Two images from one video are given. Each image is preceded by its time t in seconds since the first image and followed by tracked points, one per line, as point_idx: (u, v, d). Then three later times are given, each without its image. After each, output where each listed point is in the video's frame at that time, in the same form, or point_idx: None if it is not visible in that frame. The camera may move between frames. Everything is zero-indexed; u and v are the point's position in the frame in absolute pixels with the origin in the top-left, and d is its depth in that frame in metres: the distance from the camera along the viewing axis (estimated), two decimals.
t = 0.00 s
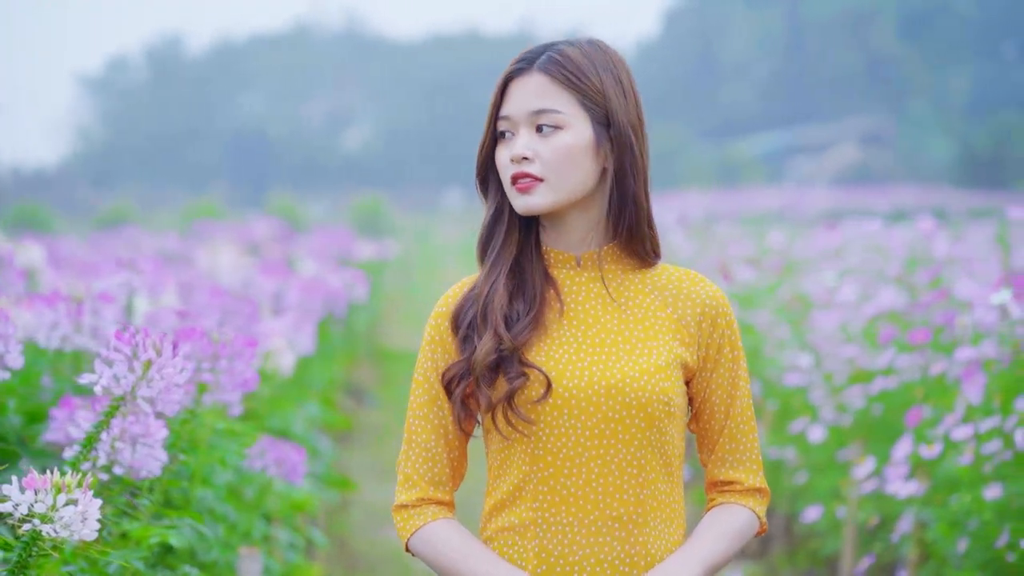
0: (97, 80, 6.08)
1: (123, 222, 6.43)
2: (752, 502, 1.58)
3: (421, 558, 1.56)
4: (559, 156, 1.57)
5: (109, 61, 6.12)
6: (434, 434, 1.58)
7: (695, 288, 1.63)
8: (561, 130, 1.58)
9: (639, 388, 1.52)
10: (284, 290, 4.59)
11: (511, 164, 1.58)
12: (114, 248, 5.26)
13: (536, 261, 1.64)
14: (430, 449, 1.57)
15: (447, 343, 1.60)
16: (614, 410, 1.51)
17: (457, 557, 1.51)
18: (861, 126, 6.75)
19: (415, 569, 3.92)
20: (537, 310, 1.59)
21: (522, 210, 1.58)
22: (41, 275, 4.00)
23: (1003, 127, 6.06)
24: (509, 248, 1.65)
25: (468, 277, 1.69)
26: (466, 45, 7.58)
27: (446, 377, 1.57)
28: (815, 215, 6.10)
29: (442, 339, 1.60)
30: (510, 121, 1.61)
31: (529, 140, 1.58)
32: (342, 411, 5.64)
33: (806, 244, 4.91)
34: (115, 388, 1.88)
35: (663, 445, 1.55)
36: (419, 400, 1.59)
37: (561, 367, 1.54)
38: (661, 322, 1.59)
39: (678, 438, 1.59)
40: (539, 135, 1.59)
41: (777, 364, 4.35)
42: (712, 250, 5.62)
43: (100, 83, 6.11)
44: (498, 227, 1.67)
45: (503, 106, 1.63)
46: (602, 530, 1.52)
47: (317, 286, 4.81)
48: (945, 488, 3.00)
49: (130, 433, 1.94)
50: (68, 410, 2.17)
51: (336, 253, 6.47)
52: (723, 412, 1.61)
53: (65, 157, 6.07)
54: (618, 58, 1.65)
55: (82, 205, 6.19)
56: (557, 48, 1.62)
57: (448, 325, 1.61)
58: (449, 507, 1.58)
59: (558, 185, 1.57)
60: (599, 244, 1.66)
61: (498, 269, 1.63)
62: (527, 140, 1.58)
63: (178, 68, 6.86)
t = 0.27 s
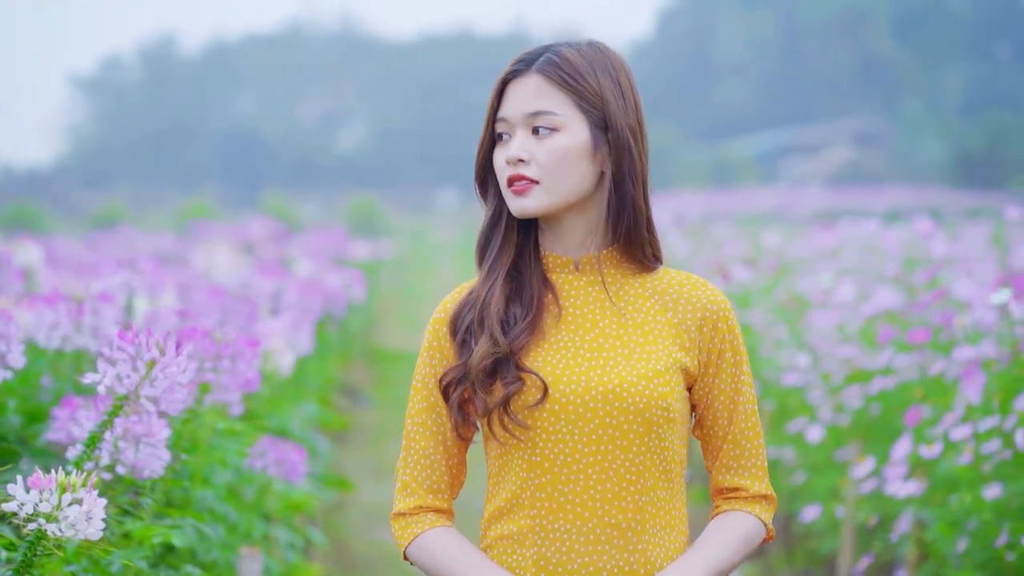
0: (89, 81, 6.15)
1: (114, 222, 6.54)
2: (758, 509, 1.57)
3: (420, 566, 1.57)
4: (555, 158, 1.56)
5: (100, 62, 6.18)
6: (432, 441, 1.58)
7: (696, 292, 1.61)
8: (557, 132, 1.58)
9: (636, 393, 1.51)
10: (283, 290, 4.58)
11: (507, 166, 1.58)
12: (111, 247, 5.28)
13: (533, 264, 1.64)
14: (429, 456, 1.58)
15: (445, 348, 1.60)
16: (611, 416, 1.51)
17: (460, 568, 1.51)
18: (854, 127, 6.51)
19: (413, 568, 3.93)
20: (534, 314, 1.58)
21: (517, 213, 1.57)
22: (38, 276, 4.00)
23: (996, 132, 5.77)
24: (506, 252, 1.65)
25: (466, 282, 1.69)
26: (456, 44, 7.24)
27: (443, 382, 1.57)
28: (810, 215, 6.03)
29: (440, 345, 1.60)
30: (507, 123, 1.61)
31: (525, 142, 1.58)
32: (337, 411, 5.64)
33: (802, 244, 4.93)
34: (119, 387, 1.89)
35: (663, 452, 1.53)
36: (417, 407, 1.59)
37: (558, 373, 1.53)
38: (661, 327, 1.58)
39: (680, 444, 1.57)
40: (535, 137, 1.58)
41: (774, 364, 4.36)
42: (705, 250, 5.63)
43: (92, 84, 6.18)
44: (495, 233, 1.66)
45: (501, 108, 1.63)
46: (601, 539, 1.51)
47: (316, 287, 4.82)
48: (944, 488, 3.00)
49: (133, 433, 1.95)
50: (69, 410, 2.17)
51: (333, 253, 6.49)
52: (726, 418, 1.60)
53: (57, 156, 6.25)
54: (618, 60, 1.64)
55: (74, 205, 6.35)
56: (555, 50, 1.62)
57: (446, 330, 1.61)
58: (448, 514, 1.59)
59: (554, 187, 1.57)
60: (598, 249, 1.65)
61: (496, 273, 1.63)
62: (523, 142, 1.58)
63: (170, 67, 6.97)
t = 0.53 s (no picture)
0: (85, 81, 5.69)
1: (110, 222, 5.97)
2: (761, 509, 1.55)
3: (419, 565, 1.55)
4: (553, 154, 1.55)
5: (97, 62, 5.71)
6: (431, 440, 1.57)
7: (697, 289, 1.60)
8: (555, 127, 1.56)
9: (633, 390, 1.49)
10: (282, 291, 4.58)
11: (505, 161, 1.57)
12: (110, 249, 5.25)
13: (532, 261, 1.64)
14: (427, 455, 1.57)
15: (443, 346, 1.60)
16: (609, 413, 1.49)
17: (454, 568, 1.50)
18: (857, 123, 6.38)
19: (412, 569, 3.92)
20: (531, 311, 1.57)
21: (515, 208, 1.56)
22: (37, 276, 3.98)
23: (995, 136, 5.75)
24: (503, 250, 1.64)
25: (465, 280, 1.68)
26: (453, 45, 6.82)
27: (440, 379, 1.56)
28: (804, 215, 6.04)
29: (438, 343, 1.60)
30: (505, 118, 1.60)
31: (523, 137, 1.56)
32: (336, 411, 5.63)
33: (801, 245, 4.92)
34: (124, 387, 1.89)
35: (662, 449, 1.52)
36: (416, 405, 1.58)
37: (556, 370, 1.52)
38: (661, 324, 1.57)
39: (681, 443, 1.56)
40: (533, 133, 1.57)
41: (774, 364, 4.36)
42: (703, 252, 5.61)
43: (88, 85, 5.71)
44: (493, 230, 1.66)
45: (499, 103, 1.62)
46: (599, 537, 1.50)
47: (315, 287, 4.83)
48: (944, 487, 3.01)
49: (137, 432, 1.96)
50: (71, 409, 2.18)
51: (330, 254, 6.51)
52: (727, 416, 1.58)
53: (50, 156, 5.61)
54: (618, 55, 1.63)
55: (69, 207, 5.74)
56: (554, 44, 1.61)
57: (444, 327, 1.61)
58: (446, 513, 1.58)
59: (552, 183, 1.55)
60: (598, 246, 1.64)
61: (493, 270, 1.63)
62: (521, 137, 1.56)
63: (164, 66, 6.31)
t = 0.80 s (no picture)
0: (79, 83, 6.33)
1: (105, 219, 6.76)
2: (765, 510, 1.49)
3: (420, 567, 1.52)
4: (552, 150, 1.51)
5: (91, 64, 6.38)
6: (432, 441, 1.55)
7: (699, 285, 1.55)
8: (555, 123, 1.52)
9: (632, 387, 1.45)
10: (280, 290, 4.58)
11: (504, 157, 1.53)
12: (105, 247, 5.26)
13: (532, 259, 1.61)
14: (428, 456, 1.54)
15: (442, 343, 1.59)
16: (607, 410, 1.45)
17: (450, 570, 1.47)
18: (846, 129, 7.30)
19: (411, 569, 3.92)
20: (530, 308, 1.55)
21: (514, 205, 1.52)
22: (35, 276, 3.95)
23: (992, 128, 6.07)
24: (504, 246, 1.63)
25: (466, 278, 1.67)
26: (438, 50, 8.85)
27: (438, 377, 1.54)
28: (802, 214, 6.22)
29: (438, 341, 1.59)
30: (505, 113, 1.56)
31: (522, 132, 1.52)
32: (334, 410, 5.64)
33: (799, 244, 4.93)
34: (129, 386, 1.90)
35: (664, 448, 1.47)
36: (417, 405, 1.56)
37: (553, 368, 1.49)
38: (661, 320, 1.52)
39: (684, 442, 1.51)
40: (532, 128, 1.53)
41: (773, 364, 4.36)
42: (702, 251, 5.59)
43: (83, 85, 6.40)
44: (494, 224, 1.65)
45: (499, 98, 1.58)
46: (598, 537, 1.46)
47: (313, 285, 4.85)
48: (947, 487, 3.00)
49: (142, 432, 1.96)
50: (75, 409, 2.17)
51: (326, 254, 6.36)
52: (731, 415, 1.53)
53: (46, 156, 6.29)
54: (620, 50, 1.59)
55: (67, 207, 6.48)
56: (555, 39, 1.57)
57: (444, 325, 1.59)
58: (449, 514, 1.55)
59: (551, 181, 1.51)
60: (599, 243, 1.61)
61: (493, 266, 1.61)
62: (520, 133, 1.52)
63: (160, 63, 7.53)
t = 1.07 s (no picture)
0: (77, 83, 6.36)
1: (101, 222, 6.78)
2: (769, 511, 1.47)
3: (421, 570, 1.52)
4: (552, 148, 1.50)
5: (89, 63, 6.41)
6: (432, 442, 1.54)
7: (701, 284, 1.54)
8: (555, 121, 1.52)
9: (631, 385, 1.44)
10: (281, 291, 4.58)
11: (504, 154, 1.53)
12: (103, 247, 5.26)
13: (532, 258, 1.61)
14: (428, 457, 1.54)
15: (441, 342, 1.59)
16: (606, 409, 1.44)
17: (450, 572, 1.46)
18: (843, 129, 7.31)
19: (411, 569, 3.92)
20: (529, 307, 1.54)
21: (513, 203, 1.52)
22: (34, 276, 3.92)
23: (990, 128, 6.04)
24: (503, 244, 1.63)
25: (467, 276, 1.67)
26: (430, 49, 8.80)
27: (437, 376, 1.54)
28: (799, 215, 6.17)
29: (438, 341, 1.59)
30: (505, 111, 1.56)
31: (522, 130, 1.52)
32: (332, 410, 5.63)
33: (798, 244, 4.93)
34: (134, 385, 1.91)
35: (663, 447, 1.46)
36: (417, 407, 1.56)
37: (552, 366, 1.48)
38: (662, 318, 1.51)
39: (685, 443, 1.49)
40: (533, 126, 1.53)
41: (772, 364, 4.35)
42: (701, 251, 5.56)
43: (80, 85, 6.44)
44: (494, 222, 1.65)
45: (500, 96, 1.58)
46: (598, 537, 1.45)
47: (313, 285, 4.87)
48: (948, 486, 3.00)
49: (145, 431, 1.96)
50: (79, 408, 2.17)
51: (324, 254, 6.35)
52: (734, 415, 1.51)
53: (44, 155, 6.31)
54: (623, 48, 1.59)
55: (63, 208, 6.55)
56: (557, 36, 1.57)
57: (444, 325, 1.60)
58: (450, 517, 1.54)
59: (551, 179, 1.51)
60: (600, 241, 1.60)
61: (493, 265, 1.61)
62: (520, 130, 1.52)
63: (157, 63, 7.63)
